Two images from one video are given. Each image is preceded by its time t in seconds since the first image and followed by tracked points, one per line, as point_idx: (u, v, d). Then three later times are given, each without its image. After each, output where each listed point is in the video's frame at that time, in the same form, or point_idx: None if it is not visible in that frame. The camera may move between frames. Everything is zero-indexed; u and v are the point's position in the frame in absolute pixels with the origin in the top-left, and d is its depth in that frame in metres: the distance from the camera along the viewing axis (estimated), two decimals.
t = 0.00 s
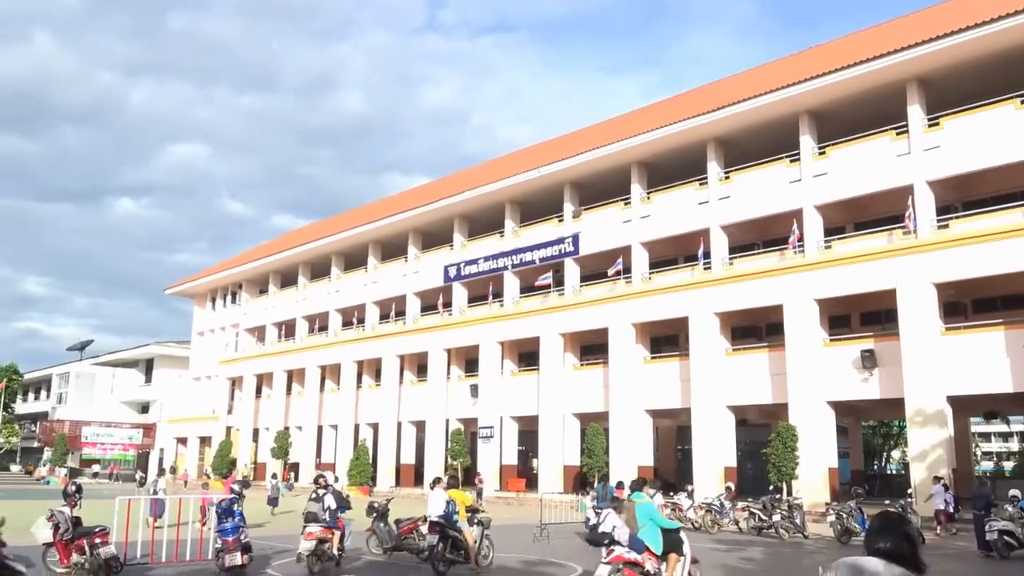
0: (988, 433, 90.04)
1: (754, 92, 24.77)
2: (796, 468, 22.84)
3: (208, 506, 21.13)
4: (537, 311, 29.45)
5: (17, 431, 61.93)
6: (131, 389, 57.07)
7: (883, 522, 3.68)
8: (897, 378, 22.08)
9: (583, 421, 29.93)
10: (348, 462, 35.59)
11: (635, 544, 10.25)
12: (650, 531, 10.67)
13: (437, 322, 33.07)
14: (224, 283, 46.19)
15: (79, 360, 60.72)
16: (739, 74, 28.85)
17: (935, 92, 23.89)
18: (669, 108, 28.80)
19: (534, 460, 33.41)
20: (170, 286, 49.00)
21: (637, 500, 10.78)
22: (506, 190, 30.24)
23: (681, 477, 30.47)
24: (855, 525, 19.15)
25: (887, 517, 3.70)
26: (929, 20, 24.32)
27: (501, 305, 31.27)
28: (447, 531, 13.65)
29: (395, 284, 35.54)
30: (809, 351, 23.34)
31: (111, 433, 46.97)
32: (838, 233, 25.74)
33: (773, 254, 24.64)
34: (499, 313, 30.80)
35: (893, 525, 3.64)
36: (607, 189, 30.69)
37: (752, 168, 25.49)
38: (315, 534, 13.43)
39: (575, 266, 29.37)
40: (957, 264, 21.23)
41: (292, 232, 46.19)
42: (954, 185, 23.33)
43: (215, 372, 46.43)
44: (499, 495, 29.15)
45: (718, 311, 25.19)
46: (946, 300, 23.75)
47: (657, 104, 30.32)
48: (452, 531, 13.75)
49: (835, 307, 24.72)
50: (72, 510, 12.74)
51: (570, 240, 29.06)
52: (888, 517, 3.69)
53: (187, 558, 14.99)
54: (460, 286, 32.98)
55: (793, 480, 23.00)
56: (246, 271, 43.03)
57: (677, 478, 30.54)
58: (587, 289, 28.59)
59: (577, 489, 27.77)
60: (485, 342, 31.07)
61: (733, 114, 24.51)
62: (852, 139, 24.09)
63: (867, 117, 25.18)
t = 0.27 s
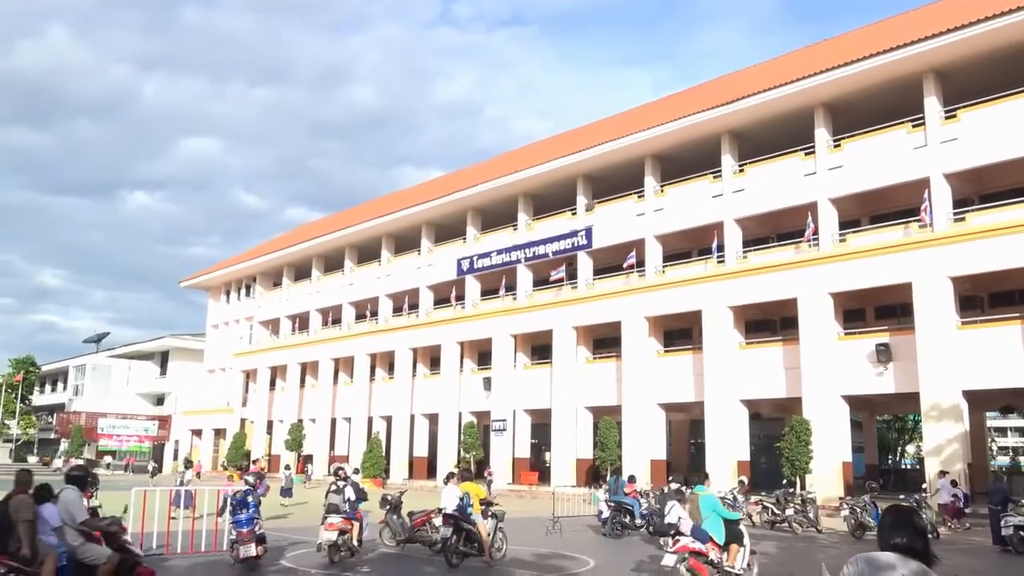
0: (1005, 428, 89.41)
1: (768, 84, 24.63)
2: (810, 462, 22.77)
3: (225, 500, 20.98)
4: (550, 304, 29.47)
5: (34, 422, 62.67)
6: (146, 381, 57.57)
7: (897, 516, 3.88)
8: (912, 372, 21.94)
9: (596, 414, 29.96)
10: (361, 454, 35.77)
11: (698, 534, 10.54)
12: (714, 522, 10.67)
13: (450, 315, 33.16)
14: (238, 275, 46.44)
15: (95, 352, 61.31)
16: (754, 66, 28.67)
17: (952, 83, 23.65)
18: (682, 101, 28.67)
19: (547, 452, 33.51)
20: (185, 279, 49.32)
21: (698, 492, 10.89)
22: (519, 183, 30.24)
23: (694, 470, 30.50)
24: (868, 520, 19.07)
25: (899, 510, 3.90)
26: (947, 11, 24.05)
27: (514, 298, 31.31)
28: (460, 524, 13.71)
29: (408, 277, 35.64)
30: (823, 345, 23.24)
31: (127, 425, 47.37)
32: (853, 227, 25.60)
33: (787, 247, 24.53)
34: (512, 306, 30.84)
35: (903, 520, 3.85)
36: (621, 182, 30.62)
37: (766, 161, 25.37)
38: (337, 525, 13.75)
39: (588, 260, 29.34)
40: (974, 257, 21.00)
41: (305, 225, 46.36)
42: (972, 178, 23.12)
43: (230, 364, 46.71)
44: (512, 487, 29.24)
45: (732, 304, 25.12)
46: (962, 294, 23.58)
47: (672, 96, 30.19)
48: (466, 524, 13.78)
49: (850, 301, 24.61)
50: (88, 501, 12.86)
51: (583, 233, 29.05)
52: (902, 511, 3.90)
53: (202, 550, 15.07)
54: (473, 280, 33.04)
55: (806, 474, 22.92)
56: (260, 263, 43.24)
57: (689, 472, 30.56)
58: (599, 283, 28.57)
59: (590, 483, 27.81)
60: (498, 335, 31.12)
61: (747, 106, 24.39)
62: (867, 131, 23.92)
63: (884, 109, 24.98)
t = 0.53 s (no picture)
0: (1015, 428, 89.01)
1: (780, 82, 24.53)
2: (819, 461, 22.69)
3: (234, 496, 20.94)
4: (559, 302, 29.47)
5: (46, 417, 63.12)
6: (156, 377, 57.87)
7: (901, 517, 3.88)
8: (923, 372, 21.83)
9: (604, 412, 29.94)
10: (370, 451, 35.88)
11: (756, 532, 11.06)
12: (770, 521, 11.22)
13: (459, 312, 33.20)
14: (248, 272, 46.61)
15: (106, 348, 61.67)
16: (765, 64, 28.57)
17: (965, 81, 23.51)
18: (693, 99, 28.61)
19: (555, 450, 33.54)
20: (196, 276, 49.55)
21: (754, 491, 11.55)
22: (528, 181, 30.23)
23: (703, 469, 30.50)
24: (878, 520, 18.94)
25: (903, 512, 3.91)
26: (960, 8, 23.89)
27: (523, 296, 31.34)
28: (469, 522, 13.71)
29: (418, 274, 35.70)
30: (834, 344, 23.15)
31: (137, 421, 47.62)
32: (863, 225, 25.51)
33: (798, 246, 24.48)
34: (522, 304, 30.86)
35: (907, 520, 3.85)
36: (630, 180, 30.59)
37: (777, 159, 25.29)
38: (351, 520, 14.11)
39: (597, 258, 29.33)
40: (986, 256, 20.86)
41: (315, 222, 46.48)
42: (984, 177, 22.99)
43: (240, 361, 46.90)
44: (520, 485, 29.27)
45: (741, 303, 25.06)
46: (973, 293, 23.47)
47: (682, 94, 30.11)
48: (475, 521, 13.80)
49: (860, 300, 24.54)
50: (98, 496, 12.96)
51: (592, 231, 29.03)
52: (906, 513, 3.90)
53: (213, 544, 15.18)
54: (482, 277, 33.07)
55: (816, 473, 22.85)
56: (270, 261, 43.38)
57: (698, 470, 30.53)
58: (609, 281, 28.56)
59: (598, 481, 27.84)
60: (507, 333, 31.15)
61: (758, 104, 24.31)
62: (879, 130, 23.81)
63: (896, 107, 24.85)
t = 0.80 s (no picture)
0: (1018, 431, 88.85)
1: (784, 84, 24.51)
2: (822, 463, 22.66)
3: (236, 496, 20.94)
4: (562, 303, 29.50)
5: (49, 416, 63.25)
6: (159, 376, 57.97)
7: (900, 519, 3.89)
8: (927, 374, 21.79)
9: (607, 413, 29.94)
10: (372, 451, 35.88)
11: (797, 533, 10.75)
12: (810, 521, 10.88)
13: (462, 313, 33.21)
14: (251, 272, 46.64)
15: (110, 347, 61.81)
16: (769, 66, 28.53)
17: (969, 84, 23.48)
18: (697, 100, 28.60)
19: (558, 451, 33.55)
20: (199, 276, 49.64)
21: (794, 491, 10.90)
22: (532, 182, 30.21)
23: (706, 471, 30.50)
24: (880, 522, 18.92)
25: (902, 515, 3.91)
26: (965, 11, 23.85)
27: (526, 297, 31.35)
28: (471, 521, 13.74)
29: (421, 274, 35.72)
30: (837, 346, 23.11)
31: (140, 420, 47.68)
32: (867, 227, 25.50)
33: (801, 248, 24.47)
34: (525, 305, 30.87)
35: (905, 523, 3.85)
36: (634, 181, 30.58)
37: (781, 160, 25.28)
38: (357, 518, 14.08)
39: (600, 259, 29.32)
40: (990, 258, 20.81)
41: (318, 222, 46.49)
42: (988, 179, 22.97)
43: (242, 360, 46.94)
44: (522, 486, 29.26)
45: (745, 305, 25.04)
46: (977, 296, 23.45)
47: (686, 95, 30.09)
48: (477, 521, 13.81)
49: (864, 302, 24.52)
50: (103, 495, 12.97)
51: (596, 232, 29.04)
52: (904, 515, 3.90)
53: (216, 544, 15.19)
54: (485, 278, 33.08)
55: (819, 475, 22.83)
56: (273, 260, 43.41)
57: (701, 472, 30.53)
58: (612, 282, 28.57)
59: (600, 482, 27.91)
60: (510, 333, 31.15)
61: (762, 106, 24.30)
62: (883, 131, 23.79)
63: (900, 109, 24.83)
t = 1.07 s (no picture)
0: (1017, 433, 88.91)
1: (784, 85, 24.51)
2: (821, 464, 22.66)
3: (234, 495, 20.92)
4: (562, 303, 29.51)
5: (48, 414, 63.26)
6: (159, 375, 57.99)
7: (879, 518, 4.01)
8: (926, 376, 21.78)
9: (606, 413, 29.94)
10: (372, 451, 35.87)
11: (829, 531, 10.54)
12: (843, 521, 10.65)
13: (462, 313, 33.21)
14: (251, 271, 46.63)
15: (110, 346, 61.82)
16: (770, 67, 28.52)
17: (969, 85, 23.48)
18: (697, 101, 28.59)
19: (557, 452, 33.57)
20: (199, 275, 49.67)
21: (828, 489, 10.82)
22: (533, 182, 30.21)
23: (705, 472, 30.51)
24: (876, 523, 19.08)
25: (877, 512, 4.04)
26: (966, 13, 23.85)
27: (526, 297, 31.35)
28: (470, 521, 13.73)
29: (420, 274, 35.73)
30: (836, 347, 23.12)
31: (140, 419, 47.69)
32: (867, 229, 25.51)
33: (801, 249, 24.47)
34: (525, 305, 30.87)
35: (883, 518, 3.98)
36: (635, 182, 30.58)
37: (782, 162, 25.27)
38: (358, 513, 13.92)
39: (600, 259, 29.32)
40: (990, 260, 20.80)
41: (319, 222, 46.47)
42: (988, 181, 22.97)
43: (242, 359, 46.94)
44: (521, 486, 29.27)
45: (745, 305, 25.03)
46: (977, 297, 23.45)
47: (687, 96, 30.08)
48: (475, 521, 13.81)
49: (863, 303, 24.52)
50: (102, 494, 12.99)
51: (596, 232, 29.04)
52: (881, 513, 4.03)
53: (213, 543, 15.19)
54: (485, 278, 33.09)
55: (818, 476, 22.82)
56: (274, 259, 43.41)
57: (700, 473, 30.55)
58: (612, 282, 28.57)
59: (599, 482, 27.91)
60: (510, 333, 31.16)
61: (763, 107, 24.29)
62: (883, 133, 23.78)
63: (900, 110, 24.82)
